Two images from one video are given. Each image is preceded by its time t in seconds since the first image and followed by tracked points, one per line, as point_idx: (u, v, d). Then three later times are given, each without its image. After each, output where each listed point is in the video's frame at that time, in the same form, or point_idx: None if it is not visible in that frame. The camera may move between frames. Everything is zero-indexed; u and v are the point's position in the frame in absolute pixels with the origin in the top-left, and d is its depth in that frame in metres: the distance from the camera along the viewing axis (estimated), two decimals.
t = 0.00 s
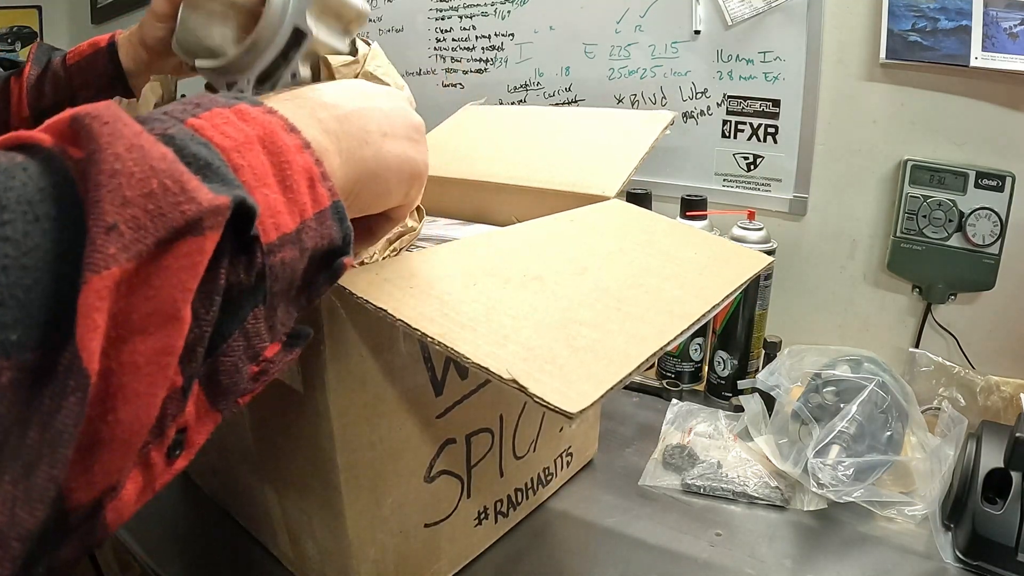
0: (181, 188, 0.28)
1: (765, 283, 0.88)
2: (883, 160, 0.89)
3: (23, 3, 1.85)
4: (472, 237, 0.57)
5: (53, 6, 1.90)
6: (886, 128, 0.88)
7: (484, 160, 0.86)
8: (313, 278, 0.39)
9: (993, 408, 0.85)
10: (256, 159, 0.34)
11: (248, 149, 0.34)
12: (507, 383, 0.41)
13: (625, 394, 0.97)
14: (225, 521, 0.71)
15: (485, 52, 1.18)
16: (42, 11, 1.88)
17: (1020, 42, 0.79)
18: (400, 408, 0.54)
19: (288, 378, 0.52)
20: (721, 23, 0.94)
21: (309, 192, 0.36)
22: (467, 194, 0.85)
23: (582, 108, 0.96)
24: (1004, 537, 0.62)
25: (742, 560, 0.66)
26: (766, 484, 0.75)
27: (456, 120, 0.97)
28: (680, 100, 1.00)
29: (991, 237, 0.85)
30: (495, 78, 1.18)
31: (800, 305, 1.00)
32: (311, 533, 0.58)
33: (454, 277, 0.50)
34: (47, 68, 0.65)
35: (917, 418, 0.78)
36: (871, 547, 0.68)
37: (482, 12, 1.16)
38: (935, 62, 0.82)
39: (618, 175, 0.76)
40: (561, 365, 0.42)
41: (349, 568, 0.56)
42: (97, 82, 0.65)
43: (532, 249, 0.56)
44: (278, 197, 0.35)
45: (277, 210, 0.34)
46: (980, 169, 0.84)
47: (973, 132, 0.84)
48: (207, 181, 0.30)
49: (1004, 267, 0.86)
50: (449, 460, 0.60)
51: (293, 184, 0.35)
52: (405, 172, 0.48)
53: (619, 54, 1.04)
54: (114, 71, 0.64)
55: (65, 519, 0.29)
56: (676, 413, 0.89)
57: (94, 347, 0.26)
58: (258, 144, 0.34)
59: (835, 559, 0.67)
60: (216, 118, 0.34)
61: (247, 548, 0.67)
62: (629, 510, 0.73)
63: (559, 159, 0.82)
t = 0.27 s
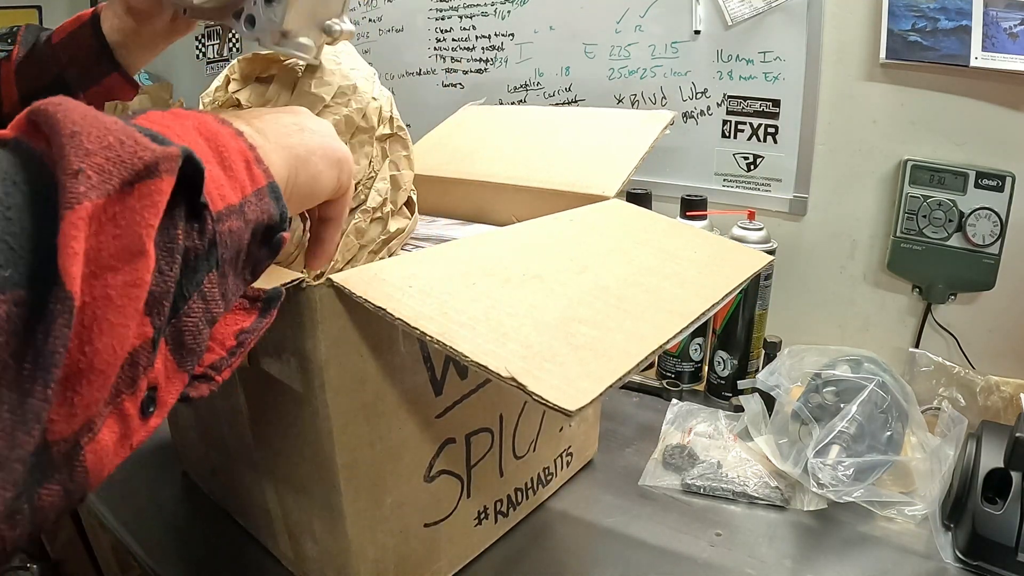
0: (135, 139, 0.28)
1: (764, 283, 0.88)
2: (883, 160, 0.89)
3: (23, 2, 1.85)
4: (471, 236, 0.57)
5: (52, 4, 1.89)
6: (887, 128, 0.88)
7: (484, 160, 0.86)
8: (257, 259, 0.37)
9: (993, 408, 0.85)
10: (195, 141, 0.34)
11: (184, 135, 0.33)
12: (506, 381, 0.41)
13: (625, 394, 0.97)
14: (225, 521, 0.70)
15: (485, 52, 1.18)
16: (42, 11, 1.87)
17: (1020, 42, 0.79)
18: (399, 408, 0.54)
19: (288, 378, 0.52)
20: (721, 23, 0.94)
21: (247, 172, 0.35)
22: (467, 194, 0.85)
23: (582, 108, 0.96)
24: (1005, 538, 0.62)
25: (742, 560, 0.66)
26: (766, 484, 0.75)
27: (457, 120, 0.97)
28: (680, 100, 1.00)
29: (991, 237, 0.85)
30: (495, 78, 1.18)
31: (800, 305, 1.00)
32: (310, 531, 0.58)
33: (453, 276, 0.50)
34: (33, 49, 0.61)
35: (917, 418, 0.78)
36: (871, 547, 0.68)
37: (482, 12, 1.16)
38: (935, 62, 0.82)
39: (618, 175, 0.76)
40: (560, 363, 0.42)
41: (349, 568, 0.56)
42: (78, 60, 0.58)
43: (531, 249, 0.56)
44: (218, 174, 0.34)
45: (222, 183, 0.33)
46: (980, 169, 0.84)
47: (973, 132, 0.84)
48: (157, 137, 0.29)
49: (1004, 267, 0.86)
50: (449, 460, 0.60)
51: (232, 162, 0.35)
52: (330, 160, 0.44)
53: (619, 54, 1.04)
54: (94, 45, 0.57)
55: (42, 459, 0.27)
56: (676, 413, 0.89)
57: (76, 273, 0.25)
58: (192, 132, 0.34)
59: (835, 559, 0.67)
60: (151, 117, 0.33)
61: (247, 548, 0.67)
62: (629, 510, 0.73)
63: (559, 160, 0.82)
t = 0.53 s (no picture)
0: None
1: (764, 283, 0.88)
2: (883, 160, 0.89)
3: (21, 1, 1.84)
4: (471, 237, 0.57)
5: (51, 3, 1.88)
6: (887, 128, 0.88)
7: (484, 160, 0.86)
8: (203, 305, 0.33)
9: (993, 408, 0.85)
10: (79, 193, 0.27)
11: (62, 171, 0.26)
12: (507, 381, 0.41)
13: (625, 394, 0.97)
14: (225, 521, 0.71)
15: (485, 52, 1.18)
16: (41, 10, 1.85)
17: (1020, 42, 0.79)
18: (399, 409, 0.54)
19: (289, 378, 0.52)
20: (721, 23, 0.94)
21: (168, 211, 0.30)
22: (467, 194, 0.85)
23: (581, 108, 0.96)
24: (1005, 538, 0.62)
25: (742, 560, 0.66)
26: (766, 484, 0.75)
27: (457, 121, 0.97)
28: (680, 100, 1.00)
29: (991, 237, 0.85)
30: (495, 78, 1.18)
31: (800, 305, 1.00)
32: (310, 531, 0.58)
33: (454, 276, 0.50)
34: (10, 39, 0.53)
35: (917, 418, 0.78)
36: (871, 547, 0.68)
37: (482, 12, 1.16)
38: (935, 62, 0.82)
39: (618, 175, 0.76)
40: (561, 364, 0.42)
41: (350, 568, 0.56)
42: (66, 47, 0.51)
43: (531, 249, 0.56)
44: (114, 251, 0.28)
45: (110, 271, 0.28)
46: (980, 169, 0.84)
47: (973, 132, 0.84)
48: None
49: (1004, 267, 0.86)
50: (449, 460, 0.60)
51: (140, 208, 0.28)
52: (301, 11, 0.37)
53: (619, 54, 1.04)
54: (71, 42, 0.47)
55: None
56: (676, 413, 0.89)
57: None
58: (79, 153, 0.27)
59: (835, 559, 0.67)
60: (17, 126, 0.26)
61: (248, 548, 0.67)
62: (629, 510, 0.73)
63: (559, 160, 0.82)
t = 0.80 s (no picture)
0: None
1: (764, 283, 0.88)
2: (883, 159, 0.89)
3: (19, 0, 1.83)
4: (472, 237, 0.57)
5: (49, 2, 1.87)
6: (887, 128, 0.88)
7: (484, 160, 0.86)
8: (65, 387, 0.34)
9: (993, 408, 0.85)
10: None
11: None
12: (508, 381, 0.41)
13: (626, 394, 0.97)
14: (225, 521, 0.71)
15: (485, 52, 1.18)
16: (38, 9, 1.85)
17: (1020, 42, 0.78)
18: (400, 409, 0.54)
19: (288, 378, 0.52)
20: (721, 23, 0.94)
21: (48, 308, 0.30)
22: (467, 194, 0.85)
23: (581, 108, 0.96)
24: (1005, 538, 0.62)
25: (742, 560, 0.66)
26: (766, 484, 0.75)
27: (457, 121, 0.97)
28: (680, 100, 1.00)
29: (991, 237, 0.85)
30: (495, 78, 1.18)
31: (800, 305, 1.00)
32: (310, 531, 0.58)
33: (454, 276, 0.50)
34: None
35: (917, 418, 0.78)
36: (871, 547, 0.68)
37: (482, 12, 1.16)
38: (935, 62, 0.82)
39: (618, 176, 0.75)
40: (561, 363, 0.42)
41: (350, 568, 0.56)
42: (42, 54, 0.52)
43: (532, 250, 0.56)
44: None
45: None
46: (980, 169, 0.84)
47: (973, 132, 0.84)
48: None
49: (1004, 267, 0.86)
50: (449, 460, 0.60)
51: (22, 310, 0.29)
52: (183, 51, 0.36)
53: (619, 54, 1.04)
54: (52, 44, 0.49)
55: None
56: (676, 413, 0.89)
57: None
58: None
59: (835, 559, 0.67)
60: None
61: (248, 549, 0.67)
62: (629, 510, 0.73)
63: (559, 160, 0.82)
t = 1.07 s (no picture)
0: None
1: (764, 283, 0.88)
2: (883, 159, 0.89)
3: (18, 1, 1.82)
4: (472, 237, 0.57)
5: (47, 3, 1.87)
6: (886, 128, 0.88)
7: (484, 160, 0.86)
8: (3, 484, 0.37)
9: (993, 408, 0.85)
10: None
11: None
12: (507, 381, 0.41)
13: (625, 394, 0.97)
14: (225, 521, 0.71)
15: (484, 52, 1.18)
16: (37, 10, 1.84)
17: (1020, 42, 0.79)
18: (399, 409, 0.54)
19: (288, 378, 0.52)
20: (721, 23, 0.94)
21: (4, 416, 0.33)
22: (467, 194, 0.85)
23: (581, 108, 0.95)
24: (1005, 537, 0.62)
25: (742, 560, 0.66)
26: (766, 484, 0.75)
27: (457, 121, 0.97)
28: (680, 100, 1.00)
29: (991, 237, 0.85)
30: (495, 78, 1.18)
31: (800, 305, 1.00)
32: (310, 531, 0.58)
33: (454, 276, 0.50)
34: None
35: (917, 418, 0.78)
36: (871, 547, 0.68)
37: (482, 12, 1.16)
38: (935, 62, 0.82)
39: (618, 176, 0.75)
40: (561, 363, 0.42)
41: (349, 568, 0.56)
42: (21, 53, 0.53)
43: (532, 249, 0.56)
44: None
45: None
46: (980, 169, 0.84)
47: (973, 132, 0.84)
48: None
49: (1004, 267, 0.86)
50: (449, 460, 0.60)
51: None
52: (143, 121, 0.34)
53: (619, 55, 1.04)
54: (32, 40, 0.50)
55: None
56: (676, 413, 0.89)
57: None
58: None
59: (835, 559, 0.67)
60: None
61: (248, 549, 0.67)
62: (629, 510, 0.73)
63: (559, 160, 0.82)
